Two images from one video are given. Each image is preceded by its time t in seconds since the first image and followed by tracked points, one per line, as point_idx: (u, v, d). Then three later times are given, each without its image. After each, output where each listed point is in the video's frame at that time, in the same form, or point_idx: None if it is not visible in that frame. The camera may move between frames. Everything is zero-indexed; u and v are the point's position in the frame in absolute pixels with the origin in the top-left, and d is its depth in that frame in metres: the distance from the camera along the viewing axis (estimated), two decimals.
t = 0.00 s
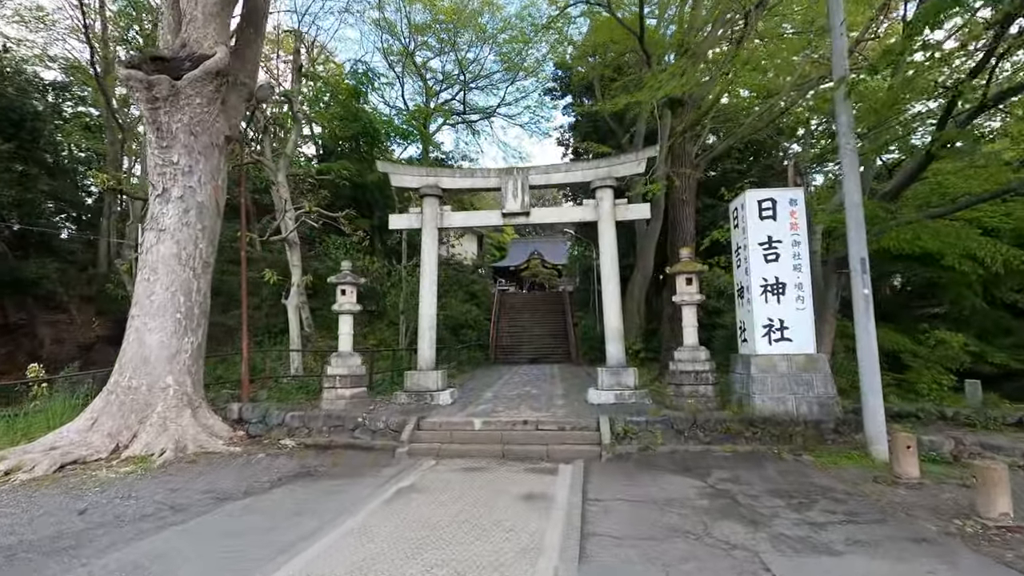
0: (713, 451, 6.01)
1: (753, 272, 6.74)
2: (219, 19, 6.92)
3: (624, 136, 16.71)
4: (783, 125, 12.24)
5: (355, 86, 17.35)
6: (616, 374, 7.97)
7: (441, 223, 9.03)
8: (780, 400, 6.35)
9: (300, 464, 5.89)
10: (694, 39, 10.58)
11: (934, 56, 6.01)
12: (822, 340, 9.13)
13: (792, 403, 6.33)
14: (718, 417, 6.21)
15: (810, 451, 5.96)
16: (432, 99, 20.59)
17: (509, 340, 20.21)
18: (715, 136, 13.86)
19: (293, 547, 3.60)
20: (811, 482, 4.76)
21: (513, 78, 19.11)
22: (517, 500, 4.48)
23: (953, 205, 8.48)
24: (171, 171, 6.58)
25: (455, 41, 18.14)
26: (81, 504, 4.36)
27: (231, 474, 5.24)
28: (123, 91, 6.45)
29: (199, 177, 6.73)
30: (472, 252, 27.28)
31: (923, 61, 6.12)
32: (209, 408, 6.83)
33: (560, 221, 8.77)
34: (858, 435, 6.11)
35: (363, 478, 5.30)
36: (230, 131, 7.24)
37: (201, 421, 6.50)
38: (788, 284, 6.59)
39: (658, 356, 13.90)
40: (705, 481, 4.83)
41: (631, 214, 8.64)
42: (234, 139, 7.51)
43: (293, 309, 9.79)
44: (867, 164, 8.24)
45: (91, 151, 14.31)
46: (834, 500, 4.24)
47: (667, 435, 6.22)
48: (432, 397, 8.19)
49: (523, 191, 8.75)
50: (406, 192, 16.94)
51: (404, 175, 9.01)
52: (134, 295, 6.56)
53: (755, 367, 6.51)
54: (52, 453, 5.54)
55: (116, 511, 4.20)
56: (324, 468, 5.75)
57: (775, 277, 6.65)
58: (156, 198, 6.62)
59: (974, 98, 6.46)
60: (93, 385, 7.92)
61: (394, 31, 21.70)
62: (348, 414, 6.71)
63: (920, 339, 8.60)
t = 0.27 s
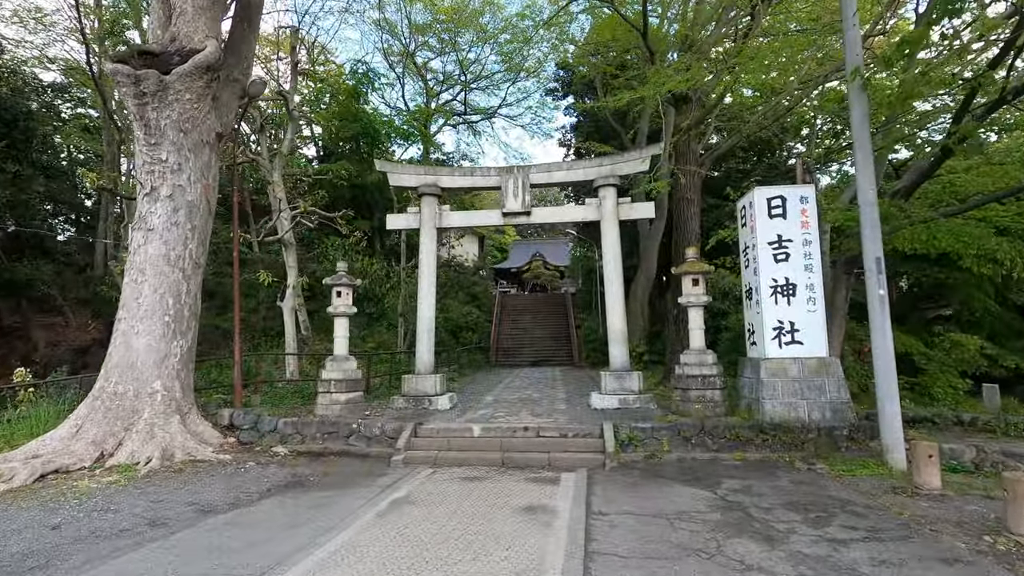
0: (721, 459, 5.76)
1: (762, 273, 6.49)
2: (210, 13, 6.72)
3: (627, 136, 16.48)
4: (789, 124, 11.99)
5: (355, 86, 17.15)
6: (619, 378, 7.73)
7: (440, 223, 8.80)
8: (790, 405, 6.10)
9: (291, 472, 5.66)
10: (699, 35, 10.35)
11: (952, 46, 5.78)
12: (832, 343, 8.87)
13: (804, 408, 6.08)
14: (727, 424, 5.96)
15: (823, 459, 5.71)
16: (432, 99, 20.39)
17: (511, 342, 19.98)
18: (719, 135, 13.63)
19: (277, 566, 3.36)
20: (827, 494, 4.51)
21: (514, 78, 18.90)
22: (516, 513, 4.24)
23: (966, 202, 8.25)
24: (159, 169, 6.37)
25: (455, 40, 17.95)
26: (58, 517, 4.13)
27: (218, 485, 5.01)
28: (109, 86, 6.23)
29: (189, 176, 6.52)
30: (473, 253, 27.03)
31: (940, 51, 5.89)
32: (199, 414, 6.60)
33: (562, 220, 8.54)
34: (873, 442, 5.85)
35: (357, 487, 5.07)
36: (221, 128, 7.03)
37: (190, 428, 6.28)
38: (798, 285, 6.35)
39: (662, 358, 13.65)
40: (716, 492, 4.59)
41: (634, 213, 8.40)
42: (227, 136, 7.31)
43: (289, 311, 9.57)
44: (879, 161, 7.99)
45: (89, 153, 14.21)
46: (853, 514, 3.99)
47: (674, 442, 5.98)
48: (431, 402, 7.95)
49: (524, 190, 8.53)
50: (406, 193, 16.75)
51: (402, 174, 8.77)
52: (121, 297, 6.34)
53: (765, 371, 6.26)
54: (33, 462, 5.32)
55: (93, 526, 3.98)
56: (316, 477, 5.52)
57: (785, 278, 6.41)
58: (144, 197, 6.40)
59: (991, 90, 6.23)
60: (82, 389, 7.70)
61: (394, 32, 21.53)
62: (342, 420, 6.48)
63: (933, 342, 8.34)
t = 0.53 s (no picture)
0: (728, 464, 5.54)
1: (769, 270, 6.27)
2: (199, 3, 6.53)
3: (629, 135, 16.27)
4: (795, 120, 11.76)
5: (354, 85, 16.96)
6: (621, 380, 7.51)
7: (438, 220, 8.59)
8: (799, 408, 5.87)
9: (280, 477, 5.46)
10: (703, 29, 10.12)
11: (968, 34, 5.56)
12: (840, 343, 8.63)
13: (812, 411, 5.85)
14: (734, 427, 5.73)
15: (834, 464, 5.47)
16: (433, 99, 20.20)
17: (512, 343, 19.78)
18: (723, 133, 13.40)
19: None
20: (841, 502, 4.28)
21: (515, 78, 18.70)
22: (513, 522, 4.02)
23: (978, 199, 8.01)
24: (147, 163, 6.18)
25: (455, 39, 17.75)
26: (30, 525, 3.93)
27: (202, 490, 4.80)
28: (93, 76, 6.04)
29: (178, 171, 6.33)
30: (473, 254, 26.79)
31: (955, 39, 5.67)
32: (187, 416, 6.39)
33: (562, 217, 8.33)
34: (887, 446, 5.60)
35: (348, 494, 4.86)
36: (212, 122, 6.84)
37: (177, 431, 6.07)
38: (807, 283, 6.13)
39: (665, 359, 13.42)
40: (723, 500, 4.36)
41: (637, 210, 8.19)
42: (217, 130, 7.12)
43: (284, 311, 9.36)
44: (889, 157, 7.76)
45: (85, 153, 14.08)
46: (871, 524, 3.76)
47: (679, 446, 5.75)
48: (428, 403, 7.74)
49: (523, 186, 8.30)
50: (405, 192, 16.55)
51: (398, 170, 8.56)
52: (106, 295, 6.14)
53: (772, 372, 6.04)
54: (12, 465, 5.12)
55: (66, 535, 3.77)
56: (306, 481, 5.31)
57: (793, 275, 6.19)
58: (131, 192, 6.21)
59: (1009, 80, 6.00)
60: (69, 391, 7.51)
61: (394, 31, 21.36)
62: (335, 423, 6.26)
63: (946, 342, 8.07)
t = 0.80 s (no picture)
0: (734, 472, 5.32)
1: (777, 270, 6.05)
2: None
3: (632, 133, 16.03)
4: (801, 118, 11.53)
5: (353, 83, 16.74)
6: (623, 383, 7.30)
7: (435, 219, 8.37)
8: (808, 413, 5.65)
9: (269, 483, 5.25)
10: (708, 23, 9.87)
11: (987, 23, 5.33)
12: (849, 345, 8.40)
13: (822, 416, 5.63)
14: (741, 433, 5.52)
15: (846, 472, 5.25)
16: (433, 97, 19.98)
17: (512, 344, 19.58)
18: (727, 131, 13.16)
19: None
20: (856, 514, 4.06)
21: (516, 77, 18.45)
22: (509, 535, 3.81)
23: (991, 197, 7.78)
24: (134, 159, 5.98)
25: (456, 36, 17.53)
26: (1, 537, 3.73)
27: (186, 498, 4.60)
28: (78, 67, 5.84)
29: (166, 167, 6.13)
30: (473, 253, 26.57)
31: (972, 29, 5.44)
32: (175, 420, 6.20)
33: (563, 216, 8.11)
34: (901, 453, 5.38)
35: (338, 503, 4.65)
36: (202, 117, 6.64)
37: (164, 436, 5.87)
38: (816, 283, 5.91)
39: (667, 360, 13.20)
40: (731, 511, 4.15)
41: (640, 208, 7.97)
42: (207, 125, 6.93)
43: (279, 312, 9.16)
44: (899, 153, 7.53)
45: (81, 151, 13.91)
46: (889, 540, 3.55)
47: (683, 452, 5.54)
48: (424, 407, 7.53)
49: (523, 183, 8.08)
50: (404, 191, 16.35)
51: (395, 167, 8.35)
52: (91, 295, 5.94)
53: (780, 376, 5.82)
54: None
55: (37, 548, 3.57)
56: (295, 489, 5.10)
57: (802, 275, 5.97)
58: (117, 189, 6.02)
59: None
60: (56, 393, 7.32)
61: (394, 29, 21.14)
62: (327, 428, 6.06)
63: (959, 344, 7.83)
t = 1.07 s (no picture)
0: (743, 477, 5.10)
1: (788, 267, 5.84)
2: None
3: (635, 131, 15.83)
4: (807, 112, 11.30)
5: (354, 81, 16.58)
6: (627, 383, 7.10)
7: (435, 215, 8.17)
8: (820, 415, 5.44)
9: (260, 487, 5.06)
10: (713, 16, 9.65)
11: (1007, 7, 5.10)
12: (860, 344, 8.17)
13: (835, 418, 5.42)
14: (750, 436, 5.31)
15: (860, 477, 5.03)
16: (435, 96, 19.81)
17: (514, 344, 19.41)
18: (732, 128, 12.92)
19: None
20: (875, 523, 3.85)
21: (518, 75, 18.24)
22: (508, 544, 3.61)
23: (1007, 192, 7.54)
24: (123, 152, 5.82)
25: (458, 35, 17.35)
26: None
27: (172, 503, 4.42)
28: (65, 57, 5.67)
29: (157, 161, 5.96)
30: (476, 253, 26.38)
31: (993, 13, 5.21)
32: (165, 421, 6.02)
33: (566, 212, 7.90)
34: (918, 458, 5.15)
35: (330, 508, 4.46)
36: (194, 110, 6.47)
37: (154, 437, 5.69)
38: (828, 280, 5.70)
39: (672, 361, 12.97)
40: (741, 519, 3.95)
41: (644, 204, 7.76)
42: (200, 119, 6.75)
43: (275, 310, 8.97)
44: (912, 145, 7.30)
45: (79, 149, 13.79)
46: (912, 551, 3.33)
47: (690, 456, 5.33)
48: (423, 408, 7.34)
49: (525, 179, 7.88)
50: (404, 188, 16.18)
51: (394, 163, 8.15)
52: (79, 292, 5.77)
53: (791, 377, 5.60)
54: None
55: (10, 557, 3.40)
56: (286, 493, 4.91)
57: (813, 272, 5.76)
58: (106, 183, 5.85)
59: None
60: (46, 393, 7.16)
61: (396, 28, 20.99)
62: (322, 430, 5.87)
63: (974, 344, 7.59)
